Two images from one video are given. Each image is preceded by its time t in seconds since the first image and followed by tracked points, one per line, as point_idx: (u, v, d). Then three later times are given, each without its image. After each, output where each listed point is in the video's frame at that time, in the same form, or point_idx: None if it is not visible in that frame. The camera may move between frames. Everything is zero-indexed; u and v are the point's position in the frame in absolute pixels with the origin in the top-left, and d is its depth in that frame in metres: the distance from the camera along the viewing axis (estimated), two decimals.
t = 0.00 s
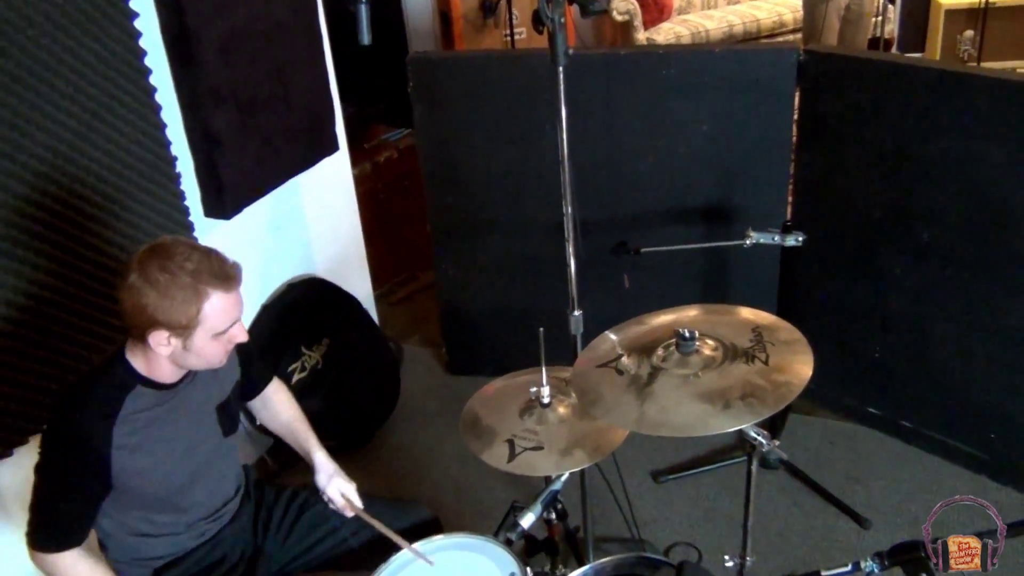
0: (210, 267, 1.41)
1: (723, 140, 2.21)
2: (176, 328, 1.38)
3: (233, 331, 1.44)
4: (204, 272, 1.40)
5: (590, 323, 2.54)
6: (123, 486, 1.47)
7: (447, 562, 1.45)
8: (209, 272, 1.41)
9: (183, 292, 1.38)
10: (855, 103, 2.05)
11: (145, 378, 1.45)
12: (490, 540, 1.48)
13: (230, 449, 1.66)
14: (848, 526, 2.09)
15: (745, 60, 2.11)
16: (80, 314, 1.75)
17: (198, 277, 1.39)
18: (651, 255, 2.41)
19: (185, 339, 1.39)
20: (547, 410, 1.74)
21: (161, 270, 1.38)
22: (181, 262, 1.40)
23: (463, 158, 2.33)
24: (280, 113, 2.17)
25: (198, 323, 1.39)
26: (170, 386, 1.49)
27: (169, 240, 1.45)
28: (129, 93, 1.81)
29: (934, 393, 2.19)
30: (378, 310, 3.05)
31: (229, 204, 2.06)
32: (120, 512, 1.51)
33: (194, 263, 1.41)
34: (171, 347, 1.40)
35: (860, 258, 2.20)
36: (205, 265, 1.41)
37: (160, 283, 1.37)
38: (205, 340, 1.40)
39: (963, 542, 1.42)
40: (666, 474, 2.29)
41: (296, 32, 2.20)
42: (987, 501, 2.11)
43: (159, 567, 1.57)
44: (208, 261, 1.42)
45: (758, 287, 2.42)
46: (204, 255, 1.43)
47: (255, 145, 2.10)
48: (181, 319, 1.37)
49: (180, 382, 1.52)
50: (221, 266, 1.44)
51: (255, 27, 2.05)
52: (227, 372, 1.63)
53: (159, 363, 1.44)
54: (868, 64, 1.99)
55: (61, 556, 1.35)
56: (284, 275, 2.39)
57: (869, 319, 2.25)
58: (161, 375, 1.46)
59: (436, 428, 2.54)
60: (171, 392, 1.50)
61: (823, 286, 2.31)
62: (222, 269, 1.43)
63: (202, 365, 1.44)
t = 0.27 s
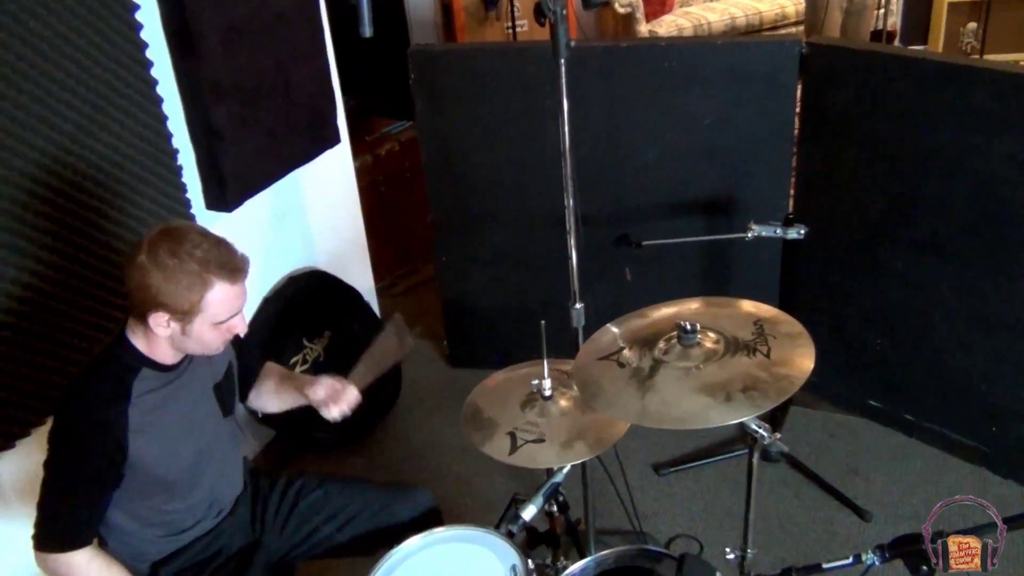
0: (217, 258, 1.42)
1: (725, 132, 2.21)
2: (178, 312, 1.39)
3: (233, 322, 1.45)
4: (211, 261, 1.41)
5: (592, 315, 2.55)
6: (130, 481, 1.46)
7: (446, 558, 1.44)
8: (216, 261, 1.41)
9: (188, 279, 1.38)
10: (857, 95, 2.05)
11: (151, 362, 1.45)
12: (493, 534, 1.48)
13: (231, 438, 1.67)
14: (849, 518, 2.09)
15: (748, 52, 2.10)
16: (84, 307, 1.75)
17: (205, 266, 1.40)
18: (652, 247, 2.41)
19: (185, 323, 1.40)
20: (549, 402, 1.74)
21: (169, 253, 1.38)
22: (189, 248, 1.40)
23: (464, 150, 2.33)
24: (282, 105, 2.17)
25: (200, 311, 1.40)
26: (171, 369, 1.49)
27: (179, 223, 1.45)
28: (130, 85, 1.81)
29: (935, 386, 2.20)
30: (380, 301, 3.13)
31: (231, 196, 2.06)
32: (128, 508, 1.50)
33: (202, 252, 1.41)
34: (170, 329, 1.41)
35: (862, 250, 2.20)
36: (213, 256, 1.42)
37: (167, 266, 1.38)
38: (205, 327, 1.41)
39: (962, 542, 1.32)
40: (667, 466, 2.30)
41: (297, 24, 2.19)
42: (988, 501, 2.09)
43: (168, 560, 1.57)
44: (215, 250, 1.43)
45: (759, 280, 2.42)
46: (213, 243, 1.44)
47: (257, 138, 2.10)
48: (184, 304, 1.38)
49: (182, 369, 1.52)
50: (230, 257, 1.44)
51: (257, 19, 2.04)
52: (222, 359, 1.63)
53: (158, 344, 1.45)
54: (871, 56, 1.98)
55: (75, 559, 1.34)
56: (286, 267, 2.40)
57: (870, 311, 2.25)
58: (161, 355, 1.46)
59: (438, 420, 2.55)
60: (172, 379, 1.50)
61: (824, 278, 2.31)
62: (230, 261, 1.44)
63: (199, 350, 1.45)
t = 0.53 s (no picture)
0: (184, 270, 1.34)
1: (727, 123, 2.20)
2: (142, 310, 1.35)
3: (198, 334, 1.38)
4: (175, 270, 1.33)
5: (593, 306, 2.55)
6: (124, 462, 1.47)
7: (453, 548, 1.45)
8: (179, 271, 1.33)
9: (146, 281, 1.33)
10: (861, 86, 2.04)
11: (150, 347, 1.44)
12: (493, 523, 1.48)
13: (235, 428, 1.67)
14: (849, 509, 2.10)
15: (751, 42, 2.09)
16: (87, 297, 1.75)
17: (165, 274, 1.33)
18: (654, 238, 2.41)
19: (148, 323, 1.36)
20: (550, 392, 1.74)
21: (139, 252, 1.34)
22: (160, 251, 1.34)
23: (466, 141, 2.33)
24: (284, 96, 2.17)
25: (156, 316, 1.34)
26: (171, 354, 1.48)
27: (176, 224, 1.39)
28: (131, 76, 1.81)
29: (937, 377, 2.20)
30: (382, 292, 3.14)
31: (233, 186, 2.06)
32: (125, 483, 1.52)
33: (172, 262, 1.34)
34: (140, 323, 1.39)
35: (865, 241, 2.19)
36: (181, 267, 1.34)
37: (134, 264, 1.33)
38: (166, 333, 1.36)
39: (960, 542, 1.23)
40: (669, 457, 2.30)
41: (298, 13, 2.18)
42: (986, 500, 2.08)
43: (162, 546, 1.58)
44: (185, 260, 1.35)
45: (761, 271, 2.42)
46: (187, 251, 1.36)
47: (258, 128, 2.09)
48: (142, 305, 1.34)
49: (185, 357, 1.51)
50: (201, 270, 1.35)
51: (258, 9, 2.04)
52: (231, 351, 1.65)
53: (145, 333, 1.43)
54: (875, 46, 1.97)
55: (59, 534, 1.30)
56: (287, 258, 2.40)
57: (873, 302, 2.25)
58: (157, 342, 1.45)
59: (440, 411, 2.55)
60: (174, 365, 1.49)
61: (827, 269, 2.31)
62: (200, 274, 1.35)
63: (175, 351, 1.42)
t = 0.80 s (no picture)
0: (168, 247, 1.36)
1: (727, 114, 2.20)
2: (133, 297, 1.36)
3: (192, 311, 1.39)
4: (158, 248, 1.35)
5: (593, 297, 2.55)
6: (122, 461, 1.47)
7: (453, 537, 1.45)
8: (163, 249, 1.35)
9: (131, 266, 1.33)
10: (861, 77, 2.04)
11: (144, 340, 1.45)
12: (492, 514, 1.48)
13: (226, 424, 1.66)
14: (849, 500, 2.10)
15: (751, 32, 2.09)
16: (87, 291, 1.75)
17: (150, 254, 1.34)
18: (654, 229, 2.41)
19: (139, 309, 1.37)
20: (550, 383, 1.74)
21: (120, 238, 1.34)
22: (141, 233, 1.35)
23: (465, 132, 2.32)
24: (282, 87, 2.16)
25: (147, 300, 1.35)
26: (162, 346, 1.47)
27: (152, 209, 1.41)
28: (129, 67, 1.80)
29: (936, 368, 2.20)
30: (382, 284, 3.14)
31: (232, 178, 2.06)
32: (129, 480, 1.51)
33: (154, 242, 1.35)
34: (129, 313, 1.38)
35: (864, 232, 2.19)
36: (164, 246, 1.35)
37: (116, 252, 1.34)
38: (160, 316, 1.37)
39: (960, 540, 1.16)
40: (669, 448, 2.31)
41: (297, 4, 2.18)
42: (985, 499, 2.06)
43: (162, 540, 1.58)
44: (167, 238, 1.36)
45: (761, 261, 2.41)
46: (168, 230, 1.37)
47: (257, 119, 2.09)
48: (131, 291, 1.34)
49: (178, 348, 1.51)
50: (184, 247, 1.38)
51: None
52: (224, 344, 1.64)
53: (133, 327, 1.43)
54: (875, 37, 1.97)
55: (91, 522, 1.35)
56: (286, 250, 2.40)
57: (872, 293, 2.25)
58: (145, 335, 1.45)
59: (440, 402, 2.55)
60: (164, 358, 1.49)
61: (827, 260, 2.31)
62: (184, 250, 1.37)
63: (169, 338, 1.41)
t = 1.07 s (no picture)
0: (130, 239, 1.34)
1: (727, 105, 2.20)
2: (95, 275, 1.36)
3: (152, 301, 1.39)
4: (118, 238, 1.33)
5: (593, 289, 2.55)
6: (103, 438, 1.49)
7: (455, 527, 1.46)
8: (122, 241, 1.33)
9: (93, 252, 1.33)
10: (861, 68, 2.03)
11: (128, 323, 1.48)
12: (493, 506, 1.49)
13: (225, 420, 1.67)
14: (848, 491, 2.10)
15: (751, 23, 2.08)
16: (87, 283, 1.75)
17: (109, 243, 1.32)
18: (654, 221, 2.40)
19: (104, 292, 1.38)
20: (550, 374, 1.74)
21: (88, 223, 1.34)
22: (106, 222, 1.34)
23: (465, 124, 2.32)
24: (282, 79, 2.16)
25: (109, 285, 1.35)
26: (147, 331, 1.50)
27: (129, 196, 1.39)
28: (128, 58, 1.79)
29: (936, 359, 2.20)
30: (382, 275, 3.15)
31: (231, 170, 2.05)
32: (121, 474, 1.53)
33: (119, 231, 1.34)
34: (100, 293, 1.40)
35: (864, 224, 2.19)
36: (128, 237, 1.33)
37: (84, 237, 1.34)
38: (121, 302, 1.37)
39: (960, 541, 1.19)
40: (668, 439, 2.31)
41: None
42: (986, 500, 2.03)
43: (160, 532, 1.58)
44: (129, 229, 1.34)
45: (761, 253, 2.42)
46: (133, 220, 1.35)
47: (256, 111, 2.08)
48: (95, 275, 1.35)
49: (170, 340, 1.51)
50: (149, 238, 1.35)
51: None
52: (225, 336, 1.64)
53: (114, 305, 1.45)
54: (876, 28, 1.96)
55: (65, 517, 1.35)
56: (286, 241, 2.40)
57: (872, 285, 2.25)
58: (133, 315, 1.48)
59: (440, 394, 2.56)
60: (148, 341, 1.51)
61: (827, 252, 2.31)
62: (148, 243, 1.35)
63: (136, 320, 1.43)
